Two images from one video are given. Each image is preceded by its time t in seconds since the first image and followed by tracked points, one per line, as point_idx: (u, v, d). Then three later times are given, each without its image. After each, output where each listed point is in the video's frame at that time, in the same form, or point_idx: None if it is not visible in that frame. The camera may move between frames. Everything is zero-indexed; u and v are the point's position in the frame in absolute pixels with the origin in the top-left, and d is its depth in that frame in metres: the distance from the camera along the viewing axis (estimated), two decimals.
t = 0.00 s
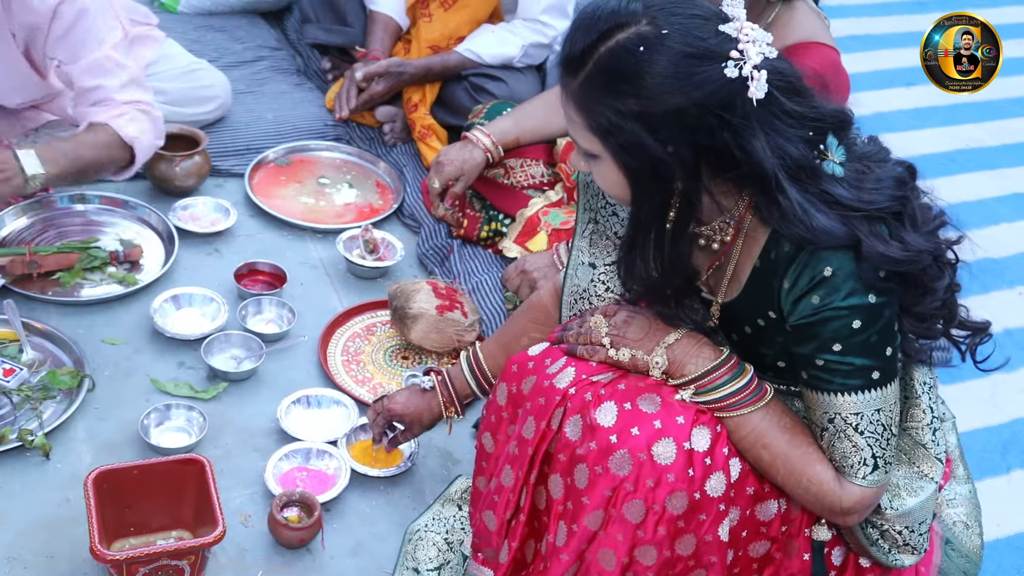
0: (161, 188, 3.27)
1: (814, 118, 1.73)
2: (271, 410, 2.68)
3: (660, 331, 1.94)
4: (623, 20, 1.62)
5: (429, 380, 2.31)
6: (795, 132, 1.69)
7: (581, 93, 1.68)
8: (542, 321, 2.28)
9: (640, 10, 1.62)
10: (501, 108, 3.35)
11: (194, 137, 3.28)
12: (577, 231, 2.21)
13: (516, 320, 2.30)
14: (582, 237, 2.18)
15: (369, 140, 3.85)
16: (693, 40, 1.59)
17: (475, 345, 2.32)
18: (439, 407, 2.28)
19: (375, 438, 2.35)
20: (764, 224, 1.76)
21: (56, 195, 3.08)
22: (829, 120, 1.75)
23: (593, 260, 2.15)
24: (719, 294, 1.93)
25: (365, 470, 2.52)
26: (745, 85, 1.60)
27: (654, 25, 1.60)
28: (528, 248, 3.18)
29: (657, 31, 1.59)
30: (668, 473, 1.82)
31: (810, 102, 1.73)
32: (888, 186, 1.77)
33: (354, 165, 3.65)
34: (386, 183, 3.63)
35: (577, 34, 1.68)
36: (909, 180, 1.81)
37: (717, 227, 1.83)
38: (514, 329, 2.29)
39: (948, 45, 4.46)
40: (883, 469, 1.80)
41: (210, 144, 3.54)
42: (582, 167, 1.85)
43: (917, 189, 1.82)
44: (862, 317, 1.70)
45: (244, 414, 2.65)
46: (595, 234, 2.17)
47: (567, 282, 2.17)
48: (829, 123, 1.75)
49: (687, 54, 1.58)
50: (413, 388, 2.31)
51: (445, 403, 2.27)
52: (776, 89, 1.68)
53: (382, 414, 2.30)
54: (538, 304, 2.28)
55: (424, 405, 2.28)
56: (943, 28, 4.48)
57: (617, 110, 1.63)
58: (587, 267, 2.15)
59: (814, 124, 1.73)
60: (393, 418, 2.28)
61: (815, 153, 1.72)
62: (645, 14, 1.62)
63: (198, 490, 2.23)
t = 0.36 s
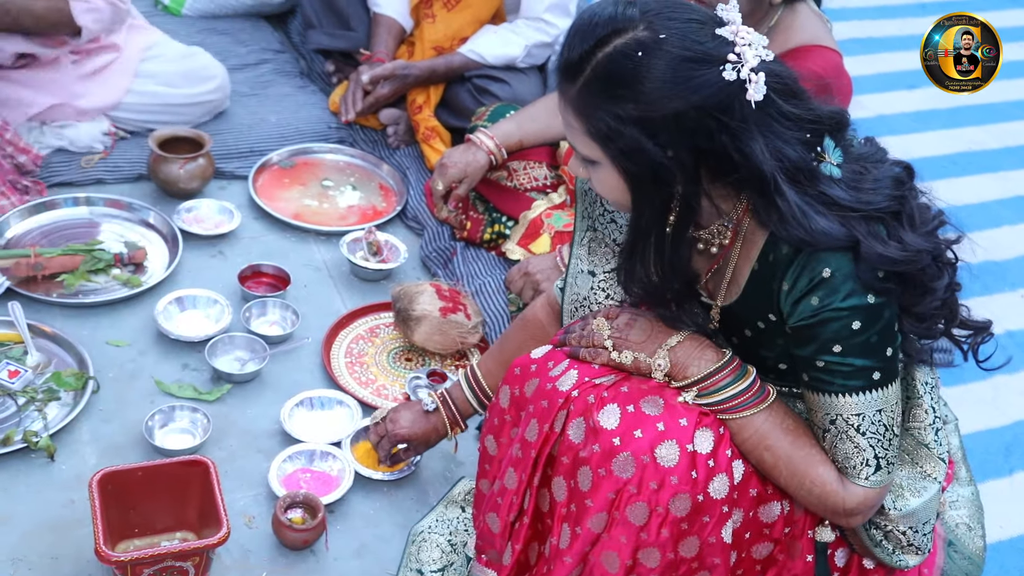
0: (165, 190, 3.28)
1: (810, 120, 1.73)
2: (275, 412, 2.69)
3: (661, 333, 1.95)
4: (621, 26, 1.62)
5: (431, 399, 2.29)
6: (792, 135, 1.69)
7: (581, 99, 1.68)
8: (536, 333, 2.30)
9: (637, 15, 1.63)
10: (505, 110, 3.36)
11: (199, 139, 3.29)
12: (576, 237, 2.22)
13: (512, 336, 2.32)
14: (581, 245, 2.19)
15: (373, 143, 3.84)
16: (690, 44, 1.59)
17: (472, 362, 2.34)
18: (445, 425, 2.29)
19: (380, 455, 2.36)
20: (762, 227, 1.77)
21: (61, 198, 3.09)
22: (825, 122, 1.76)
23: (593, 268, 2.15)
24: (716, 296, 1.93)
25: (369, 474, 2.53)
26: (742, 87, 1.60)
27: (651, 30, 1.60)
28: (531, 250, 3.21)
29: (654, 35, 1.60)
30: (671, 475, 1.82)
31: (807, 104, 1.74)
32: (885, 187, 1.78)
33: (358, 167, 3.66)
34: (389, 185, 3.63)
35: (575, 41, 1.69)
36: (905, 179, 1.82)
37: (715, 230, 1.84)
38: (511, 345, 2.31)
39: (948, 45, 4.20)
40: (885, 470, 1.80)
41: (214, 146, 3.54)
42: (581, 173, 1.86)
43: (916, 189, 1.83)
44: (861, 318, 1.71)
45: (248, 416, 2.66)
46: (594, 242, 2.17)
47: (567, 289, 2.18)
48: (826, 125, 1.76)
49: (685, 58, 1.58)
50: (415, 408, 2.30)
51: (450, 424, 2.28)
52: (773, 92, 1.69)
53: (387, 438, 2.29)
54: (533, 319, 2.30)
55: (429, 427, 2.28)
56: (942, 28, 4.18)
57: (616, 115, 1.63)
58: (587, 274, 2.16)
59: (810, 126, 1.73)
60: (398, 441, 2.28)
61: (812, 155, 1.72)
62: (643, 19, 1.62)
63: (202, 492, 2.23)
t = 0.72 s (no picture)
0: (169, 190, 3.29)
1: (822, 121, 1.74)
2: (279, 413, 2.69)
3: (666, 334, 1.94)
4: (639, 24, 1.62)
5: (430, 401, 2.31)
6: (806, 136, 1.70)
7: (597, 96, 1.66)
8: (535, 334, 2.31)
9: (655, 13, 1.62)
10: (509, 111, 3.37)
11: (203, 140, 3.30)
12: (581, 237, 2.20)
13: (511, 338, 2.32)
14: (586, 245, 2.18)
15: (377, 143, 3.86)
16: (709, 44, 1.59)
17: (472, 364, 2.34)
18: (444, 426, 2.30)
19: (379, 456, 2.39)
20: (771, 227, 1.77)
21: (66, 199, 3.10)
22: (837, 123, 1.77)
23: (598, 269, 2.15)
24: (722, 297, 1.93)
25: (372, 473, 2.53)
26: (761, 88, 1.60)
27: (670, 28, 1.60)
28: (534, 250, 3.20)
29: (673, 34, 1.59)
30: (676, 475, 1.82)
31: (818, 106, 1.75)
32: (896, 188, 1.79)
33: (361, 168, 3.66)
34: (392, 186, 3.63)
35: (591, 38, 1.67)
36: (915, 182, 1.83)
37: (723, 231, 1.83)
38: (510, 347, 2.31)
39: (948, 45, 4.06)
40: (889, 471, 1.82)
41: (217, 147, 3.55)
42: (589, 172, 1.84)
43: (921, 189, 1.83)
44: (869, 320, 1.71)
45: (251, 416, 2.66)
46: (600, 242, 2.16)
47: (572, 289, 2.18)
48: (837, 126, 1.77)
49: (704, 57, 1.58)
50: (415, 409, 2.32)
51: (450, 424, 2.29)
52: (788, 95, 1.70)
53: (386, 439, 2.33)
54: (532, 322, 2.31)
55: (428, 428, 2.30)
56: (942, 28, 4.03)
57: (635, 112, 1.62)
58: (592, 275, 2.16)
59: (823, 128, 1.74)
60: (397, 442, 2.31)
61: (824, 155, 1.73)
62: (661, 17, 1.62)
63: (206, 492, 2.24)
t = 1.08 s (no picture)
0: (168, 193, 3.29)
1: (853, 122, 1.72)
2: (278, 414, 2.69)
3: (669, 334, 1.95)
4: (679, 25, 1.61)
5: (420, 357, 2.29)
6: (841, 137, 1.69)
7: (635, 98, 1.65)
8: (536, 302, 2.23)
9: (694, 15, 1.62)
10: (508, 112, 3.37)
11: (203, 143, 3.30)
12: (592, 225, 2.18)
13: (515, 302, 2.26)
14: (596, 232, 2.16)
15: (376, 146, 3.86)
16: (749, 46, 1.59)
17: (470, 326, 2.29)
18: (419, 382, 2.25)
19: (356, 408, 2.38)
20: (793, 229, 1.77)
21: (65, 201, 3.10)
22: (867, 124, 1.75)
23: (606, 256, 2.13)
24: (738, 295, 1.91)
25: (371, 475, 2.52)
26: (800, 90, 1.60)
27: (711, 30, 1.59)
28: (533, 252, 3.22)
29: (714, 36, 1.59)
30: (676, 474, 1.82)
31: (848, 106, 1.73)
32: (919, 193, 1.78)
33: (360, 170, 3.66)
34: (392, 188, 3.63)
35: (628, 39, 1.66)
36: (936, 188, 1.83)
37: (745, 230, 1.83)
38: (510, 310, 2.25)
39: (948, 45, 4.29)
40: (895, 473, 1.81)
41: (217, 149, 3.55)
42: (615, 173, 1.82)
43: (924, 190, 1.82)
44: (888, 324, 1.72)
45: (251, 418, 2.66)
46: (610, 229, 2.15)
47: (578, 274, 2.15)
48: (865, 126, 1.75)
49: (745, 60, 1.58)
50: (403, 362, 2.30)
51: (423, 373, 2.24)
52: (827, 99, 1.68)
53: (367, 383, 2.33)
54: (538, 290, 2.24)
55: (404, 379, 2.27)
56: (943, 28, 4.30)
57: (676, 116, 1.60)
58: (599, 263, 2.14)
59: (855, 129, 1.72)
60: (374, 386, 2.32)
61: (852, 157, 1.71)
62: (700, 18, 1.61)
63: (206, 495, 2.23)
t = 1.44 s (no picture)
0: (165, 197, 3.28)
1: (863, 142, 1.69)
2: (277, 417, 2.68)
3: (678, 335, 1.94)
4: (693, 53, 1.58)
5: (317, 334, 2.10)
6: (855, 157, 1.68)
7: (648, 129, 1.62)
8: (460, 290, 2.12)
9: (708, 42, 1.59)
10: (505, 115, 3.37)
11: (200, 147, 3.30)
12: (584, 237, 2.08)
13: (434, 286, 2.13)
14: (589, 244, 2.07)
15: (373, 148, 3.86)
16: (764, 75, 1.57)
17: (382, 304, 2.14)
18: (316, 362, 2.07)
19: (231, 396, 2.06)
20: (798, 247, 1.77)
21: (62, 205, 3.10)
22: (872, 141, 1.71)
23: (601, 268, 2.08)
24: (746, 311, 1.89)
25: (370, 477, 2.51)
26: (814, 116, 1.59)
27: (726, 60, 1.57)
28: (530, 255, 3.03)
29: (728, 65, 1.57)
30: (678, 475, 1.82)
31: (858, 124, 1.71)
32: (926, 210, 1.79)
33: (358, 173, 3.66)
34: (389, 191, 3.63)
35: (641, 65, 1.63)
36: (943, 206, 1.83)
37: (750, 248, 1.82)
38: (429, 294, 2.12)
39: (948, 45, 4.30)
40: (896, 485, 1.83)
41: (214, 153, 3.55)
42: (621, 198, 1.80)
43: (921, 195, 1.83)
44: (891, 339, 1.73)
45: (250, 422, 2.66)
46: (604, 241, 2.06)
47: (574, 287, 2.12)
48: (870, 144, 1.71)
49: (760, 89, 1.56)
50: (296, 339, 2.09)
51: (321, 356, 2.06)
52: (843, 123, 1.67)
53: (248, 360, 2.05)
54: (463, 277, 2.13)
55: (300, 357, 2.05)
56: (943, 28, 4.31)
57: (691, 147, 1.59)
58: (597, 276, 2.08)
59: (864, 149, 1.69)
60: (259, 364, 2.04)
61: (862, 176, 1.70)
62: (713, 46, 1.59)
63: (204, 499, 2.23)
